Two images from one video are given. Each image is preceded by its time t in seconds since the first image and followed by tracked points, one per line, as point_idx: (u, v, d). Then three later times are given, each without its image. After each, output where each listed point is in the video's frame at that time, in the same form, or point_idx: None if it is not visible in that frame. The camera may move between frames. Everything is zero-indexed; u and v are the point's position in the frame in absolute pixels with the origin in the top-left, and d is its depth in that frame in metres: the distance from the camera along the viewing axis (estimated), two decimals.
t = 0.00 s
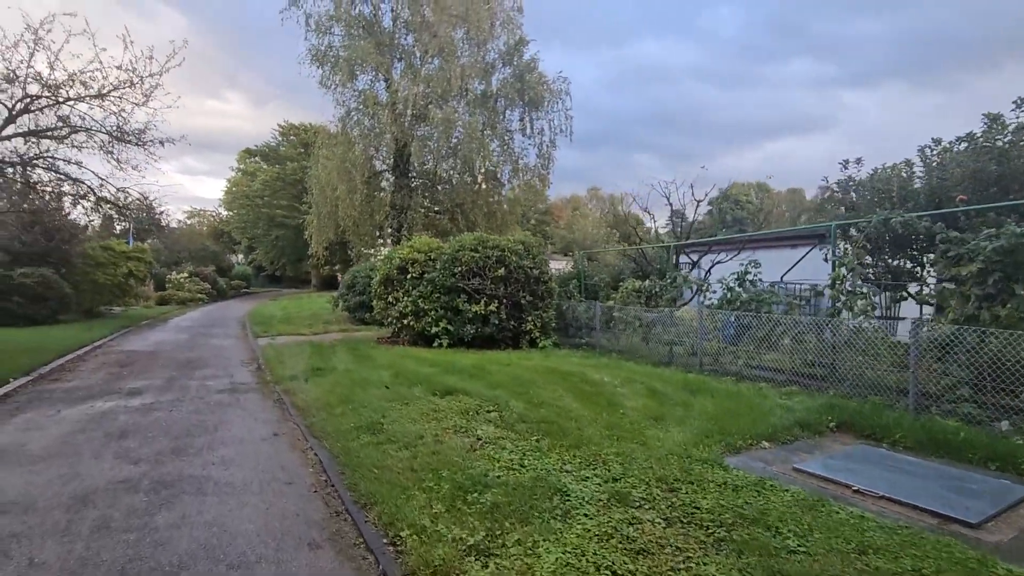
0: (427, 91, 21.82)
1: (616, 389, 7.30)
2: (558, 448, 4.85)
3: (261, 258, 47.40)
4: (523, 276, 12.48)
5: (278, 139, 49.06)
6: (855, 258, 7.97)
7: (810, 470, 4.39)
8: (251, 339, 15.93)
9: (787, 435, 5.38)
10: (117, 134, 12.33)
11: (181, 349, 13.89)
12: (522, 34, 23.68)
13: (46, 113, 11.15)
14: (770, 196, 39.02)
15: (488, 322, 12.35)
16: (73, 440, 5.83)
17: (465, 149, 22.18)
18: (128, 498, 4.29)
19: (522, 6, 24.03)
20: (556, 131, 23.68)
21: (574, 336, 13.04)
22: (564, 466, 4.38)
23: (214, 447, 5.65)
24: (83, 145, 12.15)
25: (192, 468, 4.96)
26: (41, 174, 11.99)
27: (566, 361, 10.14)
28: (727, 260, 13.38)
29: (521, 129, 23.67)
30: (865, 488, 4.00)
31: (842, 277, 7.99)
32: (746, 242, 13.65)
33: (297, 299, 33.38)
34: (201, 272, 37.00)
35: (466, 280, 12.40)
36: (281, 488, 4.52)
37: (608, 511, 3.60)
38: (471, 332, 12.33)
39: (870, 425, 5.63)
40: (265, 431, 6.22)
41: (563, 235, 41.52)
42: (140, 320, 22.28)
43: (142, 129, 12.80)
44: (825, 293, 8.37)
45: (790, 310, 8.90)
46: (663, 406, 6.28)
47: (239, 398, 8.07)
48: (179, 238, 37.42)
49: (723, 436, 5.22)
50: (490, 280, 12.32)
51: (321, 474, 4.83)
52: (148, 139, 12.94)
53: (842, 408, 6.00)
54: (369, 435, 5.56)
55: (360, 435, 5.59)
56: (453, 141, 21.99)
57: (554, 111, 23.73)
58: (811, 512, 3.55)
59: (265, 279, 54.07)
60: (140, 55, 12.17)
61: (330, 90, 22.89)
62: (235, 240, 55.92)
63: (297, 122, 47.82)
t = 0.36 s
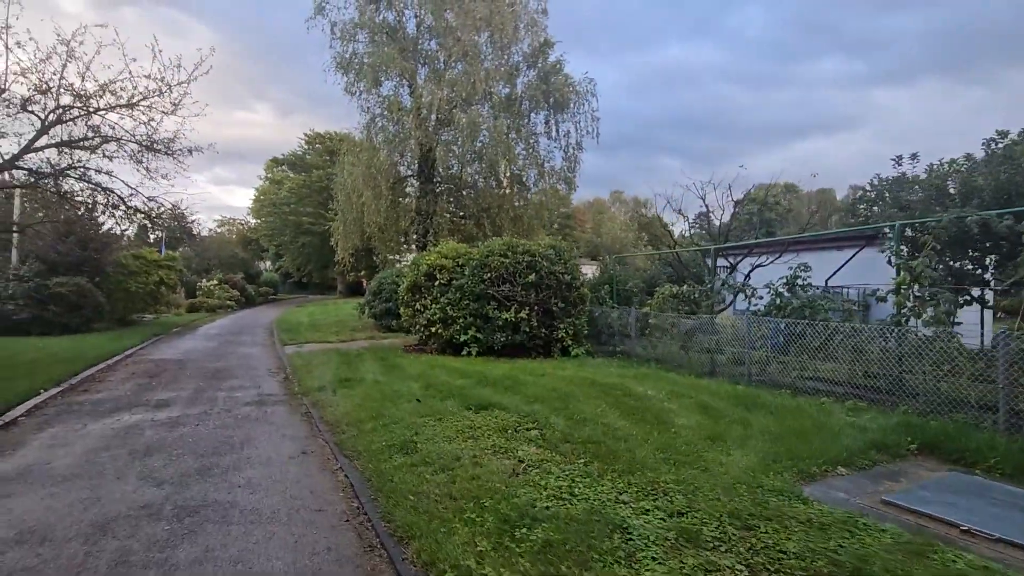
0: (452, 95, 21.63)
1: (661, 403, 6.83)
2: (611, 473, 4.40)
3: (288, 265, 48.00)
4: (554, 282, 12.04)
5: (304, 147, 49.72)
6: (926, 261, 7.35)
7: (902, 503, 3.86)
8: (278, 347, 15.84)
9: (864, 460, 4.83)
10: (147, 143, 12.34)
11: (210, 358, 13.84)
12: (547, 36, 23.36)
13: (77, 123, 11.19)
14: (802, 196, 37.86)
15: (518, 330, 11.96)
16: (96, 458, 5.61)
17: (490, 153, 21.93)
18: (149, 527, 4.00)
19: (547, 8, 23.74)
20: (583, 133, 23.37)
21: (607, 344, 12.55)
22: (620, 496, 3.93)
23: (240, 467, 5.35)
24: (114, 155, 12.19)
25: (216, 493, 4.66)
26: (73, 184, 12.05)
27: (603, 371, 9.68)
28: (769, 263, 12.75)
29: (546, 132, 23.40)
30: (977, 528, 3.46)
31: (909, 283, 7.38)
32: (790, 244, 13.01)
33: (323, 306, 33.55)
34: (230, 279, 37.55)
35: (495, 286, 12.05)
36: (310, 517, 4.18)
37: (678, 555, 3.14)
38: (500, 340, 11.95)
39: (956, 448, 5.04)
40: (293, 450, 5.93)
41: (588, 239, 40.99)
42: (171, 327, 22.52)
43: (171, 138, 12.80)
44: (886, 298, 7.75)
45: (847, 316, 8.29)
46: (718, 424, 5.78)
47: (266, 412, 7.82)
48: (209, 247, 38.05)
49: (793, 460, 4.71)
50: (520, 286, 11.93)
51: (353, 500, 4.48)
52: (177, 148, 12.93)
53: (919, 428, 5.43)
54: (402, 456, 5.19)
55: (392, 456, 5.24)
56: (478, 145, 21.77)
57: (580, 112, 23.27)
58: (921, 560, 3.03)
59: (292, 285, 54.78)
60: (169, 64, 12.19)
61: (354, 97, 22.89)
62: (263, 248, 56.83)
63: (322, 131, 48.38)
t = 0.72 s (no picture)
0: (479, 97, 21.40)
1: (718, 414, 6.31)
2: (680, 498, 3.92)
3: (316, 271, 48.49)
4: (590, 285, 11.55)
5: (330, 155, 50.32)
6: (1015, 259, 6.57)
7: None
8: (308, 353, 15.71)
9: (967, 485, 4.25)
10: (179, 149, 12.31)
11: (240, 364, 13.77)
12: (574, 36, 22.97)
13: (111, 129, 11.22)
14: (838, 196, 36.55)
15: (552, 335, 11.51)
16: (123, 470, 5.36)
17: (518, 156, 21.65)
18: (176, 550, 3.69)
19: (574, 8, 23.37)
20: (611, 133, 22.74)
21: (645, 350, 12.01)
22: (696, 526, 3.47)
23: (271, 482, 5.04)
24: (146, 161, 12.20)
25: (247, 512, 4.34)
26: (108, 191, 12.10)
27: (645, 379, 9.14)
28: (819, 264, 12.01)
29: (574, 133, 23.04)
30: None
31: (994, 286, 6.69)
32: (840, 243, 12.32)
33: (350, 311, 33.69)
34: (259, 285, 38.03)
35: (527, 290, 11.64)
36: (347, 542, 3.81)
37: None
38: (533, 346, 11.53)
39: None
40: (326, 463, 5.59)
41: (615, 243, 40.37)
42: (202, 333, 22.73)
43: (202, 144, 12.77)
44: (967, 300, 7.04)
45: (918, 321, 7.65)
46: (788, 440, 5.24)
47: (297, 420, 7.54)
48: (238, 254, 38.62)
49: (885, 484, 4.17)
50: (554, 290, 11.49)
51: (393, 523, 4.10)
52: (209, 154, 12.88)
53: (1021, 447, 4.83)
54: (444, 472, 4.81)
55: (432, 471, 4.85)
56: (505, 147, 21.51)
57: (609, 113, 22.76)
58: None
59: (319, 291, 55.35)
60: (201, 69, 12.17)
61: (381, 102, 22.86)
62: (291, 254, 57.65)
63: (349, 138, 48.84)
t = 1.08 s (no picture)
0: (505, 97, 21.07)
1: (777, 431, 5.82)
2: (758, 533, 3.47)
3: (341, 274, 48.85)
4: (625, 289, 11.06)
5: (355, 159, 50.70)
6: None
7: None
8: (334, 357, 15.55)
9: None
10: (208, 153, 12.25)
11: (268, 368, 13.66)
12: (601, 34, 22.49)
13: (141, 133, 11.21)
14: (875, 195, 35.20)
15: (586, 341, 11.06)
16: (147, 484, 5.13)
17: (544, 157, 21.29)
18: None
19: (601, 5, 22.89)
20: (640, 132, 22.18)
21: (683, 357, 11.46)
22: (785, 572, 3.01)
23: (300, 501, 4.72)
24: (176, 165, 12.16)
25: (275, 536, 4.03)
26: (138, 195, 12.09)
27: (688, 388, 8.64)
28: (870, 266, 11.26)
29: (602, 133, 22.58)
30: None
31: None
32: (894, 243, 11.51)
33: (375, 314, 33.73)
34: (286, 288, 38.39)
35: (560, 294, 11.21)
36: None
37: None
38: (566, 352, 11.10)
39: None
40: (358, 479, 5.27)
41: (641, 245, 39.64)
42: (231, 336, 22.88)
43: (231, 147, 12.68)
44: None
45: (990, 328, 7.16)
46: (865, 463, 4.74)
47: (326, 430, 7.25)
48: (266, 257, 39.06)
49: (990, 520, 3.67)
50: (587, 294, 11.04)
51: (433, 552, 3.74)
52: (238, 157, 12.80)
53: None
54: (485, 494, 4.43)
55: (472, 493, 4.48)
56: (531, 148, 21.16)
57: (638, 112, 22.20)
58: None
59: (344, 294, 55.85)
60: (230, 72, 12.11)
61: (407, 104, 22.71)
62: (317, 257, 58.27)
63: (373, 143, 49.14)
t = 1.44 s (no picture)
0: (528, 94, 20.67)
1: (836, 442, 5.33)
2: (846, 566, 3.01)
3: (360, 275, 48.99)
4: (657, 288, 10.57)
5: (375, 160, 50.82)
6: None
7: None
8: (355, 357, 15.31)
9: None
10: (228, 149, 12.07)
11: (288, 368, 13.46)
12: (626, 29, 22.00)
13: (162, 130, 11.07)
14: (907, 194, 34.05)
15: (614, 342, 10.61)
16: (160, 492, 4.83)
17: (567, 155, 20.91)
18: None
19: None
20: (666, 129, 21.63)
21: (718, 360, 10.93)
22: None
23: (320, 514, 4.36)
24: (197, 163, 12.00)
25: (293, 554, 3.66)
26: (159, 192, 11.97)
27: (727, 393, 8.12)
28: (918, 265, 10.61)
29: (625, 130, 22.11)
30: None
31: None
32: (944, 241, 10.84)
33: (394, 314, 33.64)
34: (307, 288, 38.54)
35: (587, 294, 10.77)
36: None
37: None
38: (593, 354, 10.64)
39: None
40: (381, 489, 4.90)
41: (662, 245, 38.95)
42: (252, 336, 22.86)
43: (251, 144, 12.47)
44: None
45: None
46: (946, 481, 4.24)
47: (347, 434, 6.92)
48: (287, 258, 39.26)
49: None
50: (616, 293, 10.58)
51: None
52: (258, 154, 12.60)
53: None
54: (522, 510, 4.02)
55: (507, 508, 4.07)
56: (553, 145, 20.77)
57: (663, 107, 21.63)
58: None
59: (363, 294, 56.05)
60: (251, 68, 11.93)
61: (427, 102, 22.45)
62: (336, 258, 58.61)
63: (393, 143, 49.16)
